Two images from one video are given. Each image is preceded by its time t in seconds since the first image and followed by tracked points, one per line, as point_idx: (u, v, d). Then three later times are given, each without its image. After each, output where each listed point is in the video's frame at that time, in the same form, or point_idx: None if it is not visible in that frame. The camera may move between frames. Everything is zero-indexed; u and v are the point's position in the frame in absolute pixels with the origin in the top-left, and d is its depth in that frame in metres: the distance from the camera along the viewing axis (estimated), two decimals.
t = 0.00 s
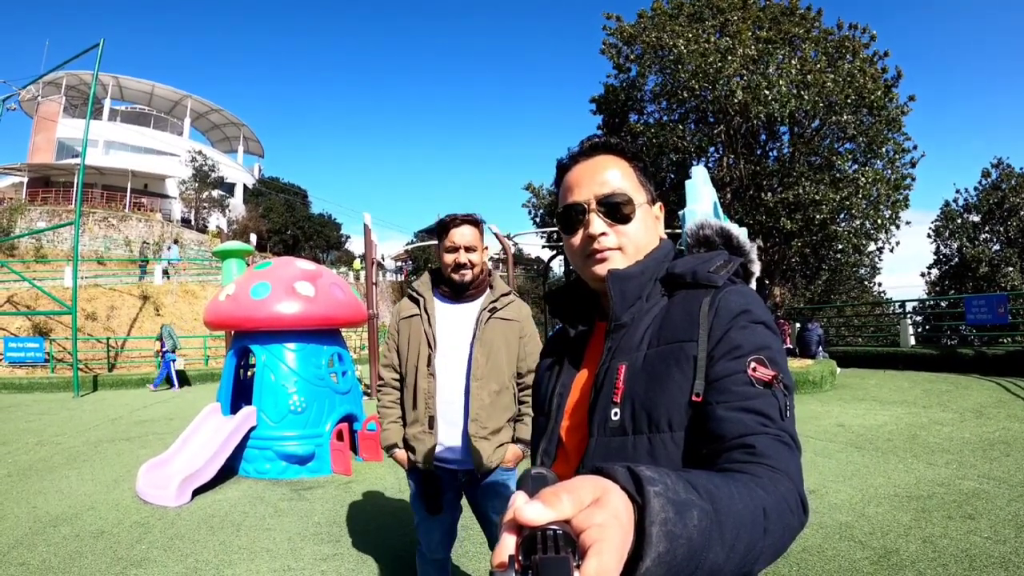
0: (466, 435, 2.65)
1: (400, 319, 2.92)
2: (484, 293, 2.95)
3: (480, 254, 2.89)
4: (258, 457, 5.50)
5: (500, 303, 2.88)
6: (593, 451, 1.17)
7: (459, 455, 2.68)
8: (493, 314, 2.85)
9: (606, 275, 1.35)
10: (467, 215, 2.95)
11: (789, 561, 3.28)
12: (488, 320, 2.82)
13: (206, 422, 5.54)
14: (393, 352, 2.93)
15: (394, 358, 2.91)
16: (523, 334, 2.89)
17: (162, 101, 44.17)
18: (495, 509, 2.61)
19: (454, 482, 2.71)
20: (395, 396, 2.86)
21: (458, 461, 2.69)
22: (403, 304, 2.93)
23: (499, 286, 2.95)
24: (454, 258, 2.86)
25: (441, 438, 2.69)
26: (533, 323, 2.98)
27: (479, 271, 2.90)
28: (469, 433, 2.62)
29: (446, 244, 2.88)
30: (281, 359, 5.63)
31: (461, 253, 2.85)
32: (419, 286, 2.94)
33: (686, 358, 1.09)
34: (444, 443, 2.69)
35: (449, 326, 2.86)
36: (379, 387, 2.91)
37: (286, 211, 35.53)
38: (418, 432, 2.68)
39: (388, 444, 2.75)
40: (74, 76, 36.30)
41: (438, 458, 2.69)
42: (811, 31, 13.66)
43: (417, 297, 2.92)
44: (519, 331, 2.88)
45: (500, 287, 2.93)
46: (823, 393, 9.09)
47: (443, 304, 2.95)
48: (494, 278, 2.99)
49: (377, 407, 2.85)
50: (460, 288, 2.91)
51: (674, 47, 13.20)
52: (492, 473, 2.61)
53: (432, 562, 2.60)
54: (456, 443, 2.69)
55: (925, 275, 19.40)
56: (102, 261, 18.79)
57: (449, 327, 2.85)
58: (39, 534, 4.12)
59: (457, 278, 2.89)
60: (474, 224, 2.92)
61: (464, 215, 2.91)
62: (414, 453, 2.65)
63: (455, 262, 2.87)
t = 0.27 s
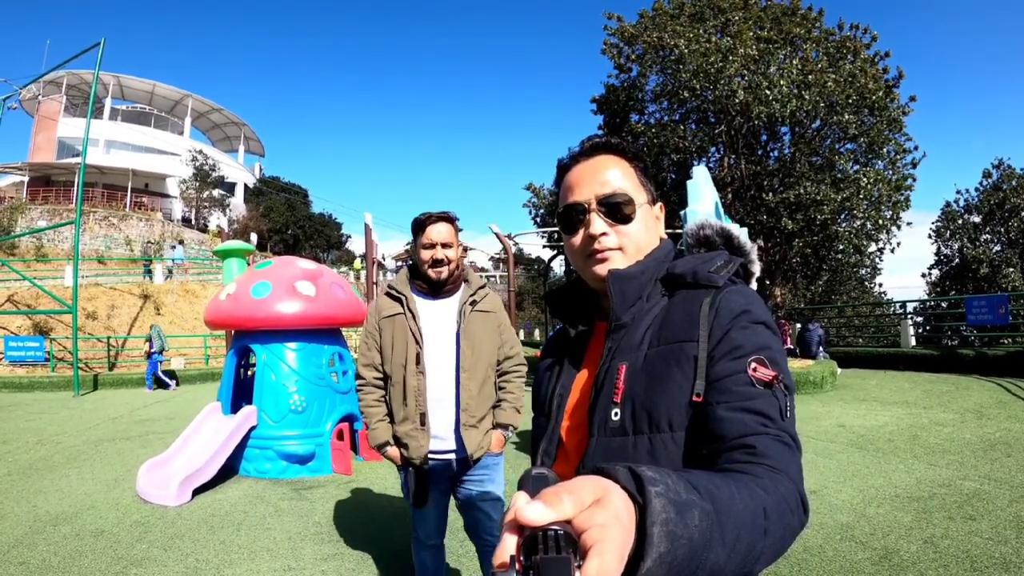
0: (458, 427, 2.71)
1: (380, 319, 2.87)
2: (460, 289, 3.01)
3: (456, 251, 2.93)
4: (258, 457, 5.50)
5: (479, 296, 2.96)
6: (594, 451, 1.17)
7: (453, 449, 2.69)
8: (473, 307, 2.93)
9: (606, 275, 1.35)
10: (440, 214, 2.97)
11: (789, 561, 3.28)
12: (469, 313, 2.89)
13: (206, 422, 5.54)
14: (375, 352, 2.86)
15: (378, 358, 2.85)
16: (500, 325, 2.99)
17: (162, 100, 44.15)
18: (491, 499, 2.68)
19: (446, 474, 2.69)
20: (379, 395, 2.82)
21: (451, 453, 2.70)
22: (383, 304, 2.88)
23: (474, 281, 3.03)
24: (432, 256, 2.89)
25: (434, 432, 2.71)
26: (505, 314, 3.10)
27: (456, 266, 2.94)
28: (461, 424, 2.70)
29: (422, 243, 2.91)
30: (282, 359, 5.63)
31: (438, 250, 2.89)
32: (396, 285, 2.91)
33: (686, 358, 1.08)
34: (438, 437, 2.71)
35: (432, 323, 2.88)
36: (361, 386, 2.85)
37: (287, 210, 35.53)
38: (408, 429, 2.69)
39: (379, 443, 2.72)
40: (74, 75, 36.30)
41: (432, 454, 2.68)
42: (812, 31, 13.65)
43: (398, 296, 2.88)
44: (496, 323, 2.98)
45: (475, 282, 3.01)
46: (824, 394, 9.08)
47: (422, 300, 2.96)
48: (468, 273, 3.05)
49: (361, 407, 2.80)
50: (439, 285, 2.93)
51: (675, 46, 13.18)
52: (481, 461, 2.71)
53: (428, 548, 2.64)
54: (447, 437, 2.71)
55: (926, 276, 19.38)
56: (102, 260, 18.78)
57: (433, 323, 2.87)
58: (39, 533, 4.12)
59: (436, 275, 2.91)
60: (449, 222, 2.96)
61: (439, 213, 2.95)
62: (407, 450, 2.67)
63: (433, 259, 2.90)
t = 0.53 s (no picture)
0: (461, 421, 2.74)
1: (378, 318, 2.86)
2: (454, 290, 3.02)
3: (451, 252, 2.94)
4: (259, 457, 5.49)
5: (474, 296, 2.99)
6: (593, 450, 1.16)
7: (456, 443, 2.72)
8: (469, 306, 2.96)
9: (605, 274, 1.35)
10: (435, 215, 2.98)
11: (790, 562, 3.28)
12: (464, 312, 2.91)
13: (207, 423, 5.54)
14: (373, 351, 2.84)
15: (376, 356, 2.83)
16: (493, 325, 3.03)
17: (164, 101, 44.21)
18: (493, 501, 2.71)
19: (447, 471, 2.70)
20: (378, 392, 2.79)
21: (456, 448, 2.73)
22: (379, 303, 2.87)
23: (467, 281, 3.05)
24: (426, 256, 2.90)
25: (437, 428, 2.71)
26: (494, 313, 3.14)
27: (450, 266, 2.95)
28: (464, 418, 2.73)
29: (417, 244, 2.91)
30: (283, 360, 5.63)
31: (432, 251, 2.89)
32: (392, 285, 2.91)
33: (685, 357, 1.08)
34: (441, 433, 2.71)
35: (429, 321, 2.88)
36: (360, 385, 2.81)
37: (288, 211, 35.56)
38: (412, 425, 2.66)
39: (382, 442, 2.68)
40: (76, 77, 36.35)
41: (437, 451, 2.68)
42: (814, 32, 13.64)
43: (396, 296, 2.87)
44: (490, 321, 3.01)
45: (469, 282, 3.04)
46: (826, 395, 9.07)
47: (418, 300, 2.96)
48: (461, 273, 3.07)
49: (360, 406, 2.77)
50: (434, 284, 2.93)
51: (676, 47, 13.17)
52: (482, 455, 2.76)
53: (427, 545, 2.64)
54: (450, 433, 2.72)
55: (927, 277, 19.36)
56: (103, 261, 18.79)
57: (430, 321, 2.88)
58: (40, 534, 4.12)
59: (430, 275, 2.91)
60: (444, 223, 2.96)
61: (433, 215, 2.95)
62: (410, 445, 2.65)
63: (428, 259, 2.90)
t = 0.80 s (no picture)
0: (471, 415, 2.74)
1: (392, 316, 2.86)
2: (465, 293, 3.02)
3: (462, 255, 2.94)
4: (259, 458, 5.50)
5: (485, 297, 3.00)
6: (593, 450, 1.16)
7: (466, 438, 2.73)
8: (480, 307, 2.96)
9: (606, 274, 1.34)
10: (448, 220, 2.98)
11: (791, 562, 3.27)
12: (475, 312, 2.92)
13: (208, 422, 5.54)
14: (385, 347, 2.86)
15: (388, 353, 2.84)
16: (502, 326, 3.03)
17: (165, 101, 44.23)
18: (501, 499, 2.75)
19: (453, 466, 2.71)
20: (390, 388, 2.80)
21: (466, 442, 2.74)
22: (392, 302, 2.88)
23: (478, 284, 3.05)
24: (438, 258, 2.90)
25: (447, 423, 2.72)
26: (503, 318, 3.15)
27: (462, 269, 2.96)
28: (474, 413, 2.73)
29: (429, 246, 2.92)
30: (284, 359, 5.63)
31: (443, 254, 2.89)
32: (405, 284, 2.92)
33: (685, 357, 1.08)
34: (450, 428, 2.72)
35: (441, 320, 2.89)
36: (371, 380, 2.82)
37: (289, 212, 35.58)
38: (423, 418, 2.67)
39: (393, 436, 2.67)
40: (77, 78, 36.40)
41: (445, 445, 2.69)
42: (815, 32, 13.63)
43: (408, 295, 2.88)
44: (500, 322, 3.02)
45: (479, 284, 3.05)
46: (826, 395, 9.06)
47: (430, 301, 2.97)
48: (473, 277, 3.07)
49: (372, 402, 2.77)
50: (445, 286, 2.94)
51: (678, 47, 13.16)
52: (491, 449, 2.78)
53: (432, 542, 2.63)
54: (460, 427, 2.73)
55: (928, 277, 19.33)
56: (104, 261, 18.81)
57: (442, 320, 2.88)
58: (41, 534, 4.12)
59: (442, 277, 2.92)
60: (455, 228, 2.96)
61: (446, 219, 2.96)
62: (421, 438, 2.66)
63: (439, 261, 2.91)
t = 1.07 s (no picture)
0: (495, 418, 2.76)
1: (423, 322, 2.91)
2: (494, 297, 3.00)
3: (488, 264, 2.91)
4: (257, 458, 5.49)
5: (512, 304, 2.97)
6: (593, 450, 1.17)
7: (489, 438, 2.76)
8: (506, 314, 2.93)
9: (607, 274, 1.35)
10: (474, 228, 2.95)
11: (789, 561, 3.28)
12: (502, 320, 2.90)
13: (207, 422, 5.53)
14: (416, 350, 2.91)
15: (419, 355, 2.90)
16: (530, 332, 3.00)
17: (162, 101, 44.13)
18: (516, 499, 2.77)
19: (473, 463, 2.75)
20: (421, 389, 2.86)
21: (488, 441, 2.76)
22: (423, 308, 2.93)
23: (506, 290, 3.02)
24: (464, 267, 2.88)
25: (470, 423, 2.75)
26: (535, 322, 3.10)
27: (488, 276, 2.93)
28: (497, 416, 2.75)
29: (454, 255, 2.90)
30: (281, 359, 5.62)
31: (468, 263, 2.86)
32: (435, 291, 2.95)
33: (686, 358, 1.08)
34: (474, 428, 2.75)
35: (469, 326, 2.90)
36: (403, 381, 2.89)
37: (286, 211, 35.52)
38: (448, 419, 2.71)
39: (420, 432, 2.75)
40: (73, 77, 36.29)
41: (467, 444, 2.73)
42: (812, 31, 13.64)
43: (438, 303, 2.91)
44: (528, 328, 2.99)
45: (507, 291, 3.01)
46: (824, 394, 9.08)
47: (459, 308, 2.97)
48: (501, 281, 3.03)
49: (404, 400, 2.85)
50: (472, 292, 2.93)
51: (674, 46, 13.18)
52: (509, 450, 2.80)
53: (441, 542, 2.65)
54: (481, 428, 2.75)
55: (925, 275, 19.38)
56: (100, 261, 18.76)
57: (470, 326, 2.89)
58: (38, 535, 4.12)
59: (468, 284, 2.91)
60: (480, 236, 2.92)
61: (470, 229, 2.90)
62: (447, 438, 2.70)
63: (466, 270, 2.89)
